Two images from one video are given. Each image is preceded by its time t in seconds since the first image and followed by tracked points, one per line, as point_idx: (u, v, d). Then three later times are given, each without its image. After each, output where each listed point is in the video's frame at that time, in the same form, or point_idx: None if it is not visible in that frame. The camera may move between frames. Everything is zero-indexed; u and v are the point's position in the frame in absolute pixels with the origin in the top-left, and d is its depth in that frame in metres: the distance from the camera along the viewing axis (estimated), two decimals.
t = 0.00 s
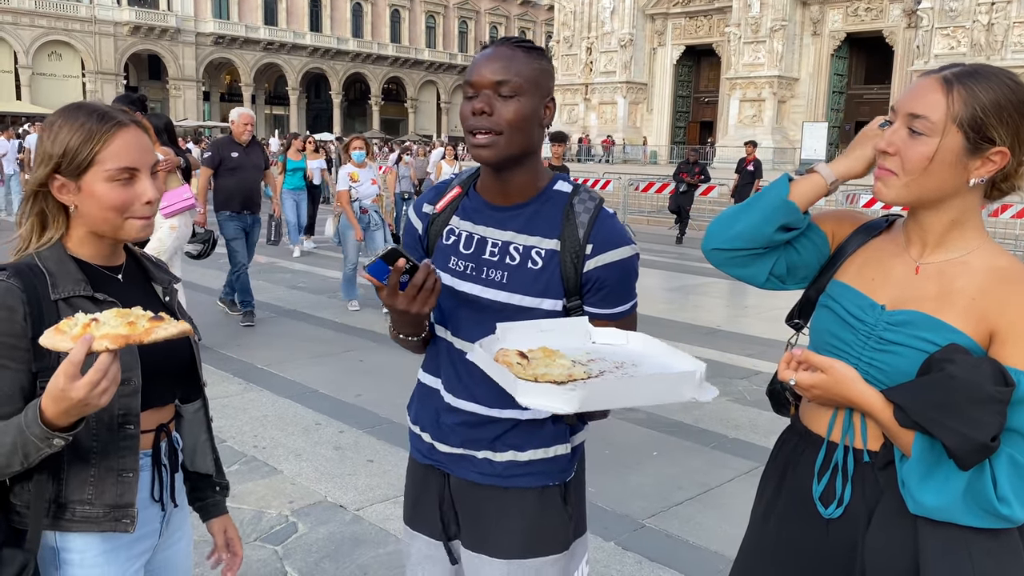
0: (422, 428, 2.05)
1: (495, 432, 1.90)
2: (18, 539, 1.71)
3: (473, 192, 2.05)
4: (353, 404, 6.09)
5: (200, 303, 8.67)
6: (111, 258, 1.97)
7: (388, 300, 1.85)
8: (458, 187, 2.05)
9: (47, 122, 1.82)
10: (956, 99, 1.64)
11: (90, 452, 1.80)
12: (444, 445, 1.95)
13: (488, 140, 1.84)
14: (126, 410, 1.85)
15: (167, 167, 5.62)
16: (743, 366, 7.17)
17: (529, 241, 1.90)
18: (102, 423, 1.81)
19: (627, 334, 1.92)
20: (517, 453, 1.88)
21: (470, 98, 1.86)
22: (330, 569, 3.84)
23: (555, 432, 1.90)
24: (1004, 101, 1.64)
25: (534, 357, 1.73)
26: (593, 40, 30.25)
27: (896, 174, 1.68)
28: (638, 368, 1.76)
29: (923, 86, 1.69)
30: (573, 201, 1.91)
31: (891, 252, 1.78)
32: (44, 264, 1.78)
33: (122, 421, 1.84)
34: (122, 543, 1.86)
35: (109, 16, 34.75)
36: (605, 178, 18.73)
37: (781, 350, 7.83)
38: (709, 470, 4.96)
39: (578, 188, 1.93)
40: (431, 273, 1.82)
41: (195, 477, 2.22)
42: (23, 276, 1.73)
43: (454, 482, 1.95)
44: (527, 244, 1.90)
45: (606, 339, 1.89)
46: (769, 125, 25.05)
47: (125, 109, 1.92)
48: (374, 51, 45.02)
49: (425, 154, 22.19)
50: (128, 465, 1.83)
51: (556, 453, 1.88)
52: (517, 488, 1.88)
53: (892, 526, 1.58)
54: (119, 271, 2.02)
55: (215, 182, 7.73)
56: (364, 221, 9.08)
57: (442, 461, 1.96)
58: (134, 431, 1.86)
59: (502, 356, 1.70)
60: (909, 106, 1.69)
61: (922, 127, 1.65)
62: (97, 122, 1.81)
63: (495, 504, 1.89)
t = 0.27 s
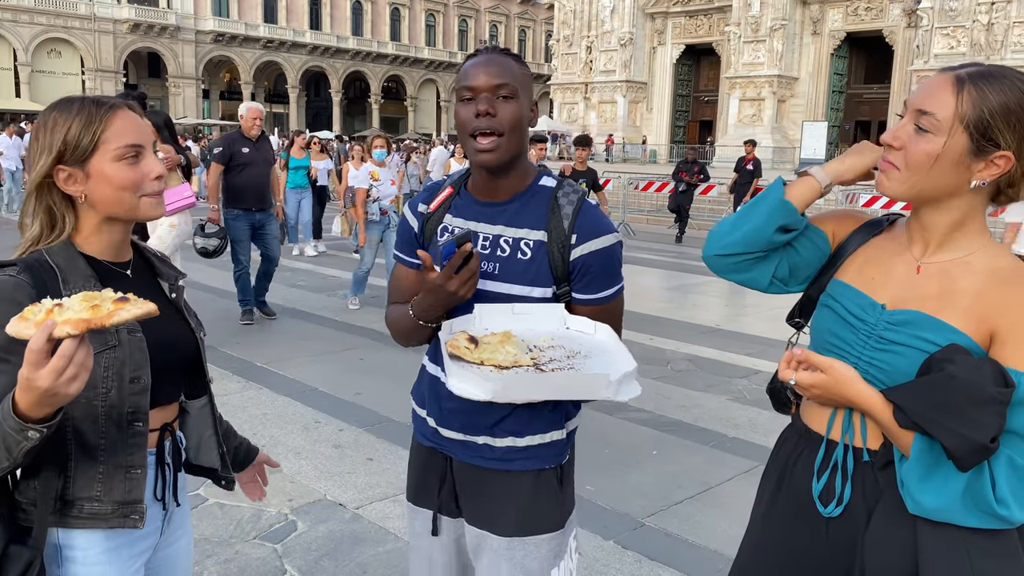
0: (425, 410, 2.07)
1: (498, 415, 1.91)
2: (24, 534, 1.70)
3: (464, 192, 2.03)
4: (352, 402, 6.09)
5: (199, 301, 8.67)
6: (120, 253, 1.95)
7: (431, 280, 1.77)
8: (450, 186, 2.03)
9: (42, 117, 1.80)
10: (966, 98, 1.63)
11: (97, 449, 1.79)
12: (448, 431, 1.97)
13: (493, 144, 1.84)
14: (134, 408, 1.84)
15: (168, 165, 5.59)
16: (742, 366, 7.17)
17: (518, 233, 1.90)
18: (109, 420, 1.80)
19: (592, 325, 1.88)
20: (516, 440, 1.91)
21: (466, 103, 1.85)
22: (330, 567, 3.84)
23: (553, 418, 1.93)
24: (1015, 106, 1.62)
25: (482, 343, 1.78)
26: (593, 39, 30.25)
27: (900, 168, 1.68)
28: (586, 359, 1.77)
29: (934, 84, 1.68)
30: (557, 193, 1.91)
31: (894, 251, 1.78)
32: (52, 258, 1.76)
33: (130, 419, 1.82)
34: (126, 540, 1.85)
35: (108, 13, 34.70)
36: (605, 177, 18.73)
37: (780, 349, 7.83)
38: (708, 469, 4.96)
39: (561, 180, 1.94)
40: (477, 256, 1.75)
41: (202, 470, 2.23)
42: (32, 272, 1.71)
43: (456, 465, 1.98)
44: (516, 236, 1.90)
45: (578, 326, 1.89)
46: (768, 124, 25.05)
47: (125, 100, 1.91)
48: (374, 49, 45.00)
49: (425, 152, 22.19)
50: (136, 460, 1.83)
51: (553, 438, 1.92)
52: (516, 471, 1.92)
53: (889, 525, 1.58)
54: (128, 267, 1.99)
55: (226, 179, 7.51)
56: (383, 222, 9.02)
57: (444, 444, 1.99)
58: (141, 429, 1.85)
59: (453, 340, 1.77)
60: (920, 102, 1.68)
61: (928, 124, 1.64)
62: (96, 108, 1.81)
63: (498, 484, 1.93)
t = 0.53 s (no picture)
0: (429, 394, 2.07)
1: (504, 396, 1.92)
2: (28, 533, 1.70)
3: (460, 188, 2.01)
4: (347, 400, 6.07)
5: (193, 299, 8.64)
6: (119, 251, 1.92)
7: (446, 261, 1.75)
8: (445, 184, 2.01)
9: (46, 111, 1.77)
10: (964, 98, 1.61)
11: (99, 445, 1.77)
12: (450, 413, 1.97)
13: (488, 142, 1.84)
14: (135, 404, 1.82)
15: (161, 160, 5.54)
16: (738, 364, 7.17)
17: (514, 222, 1.89)
18: (111, 415, 1.78)
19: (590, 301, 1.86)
20: (517, 419, 1.92)
21: (466, 103, 1.85)
22: (325, 566, 3.83)
23: (549, 399, 1.95)
24: (1014, 105, 1.60)
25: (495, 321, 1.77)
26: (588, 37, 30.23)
27: (897, 170, 1.67)
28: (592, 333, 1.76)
29: (932, 84, 1.66)
30: (548, 181, 1.91)
31: (895, 248, 1.76)
32: (51, 256, 1.73)
33: (131, 415, 1.81)
34: (128, 536, 1.83)
35: (101, 10, 34.55)
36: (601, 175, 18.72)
37: (776, 348, 7.84)
38: (704, 467, 4.96)
39: (550, 168, 1.94)
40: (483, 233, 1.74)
41: (207, 465, 2.21)
42: (32, 268, 1.68)
43: (459, 448, 1.98)
44: (512, 226, 1.89)
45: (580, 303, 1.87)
46: (763, 123, 25.07)
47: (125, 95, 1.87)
48: (369, 47, 44.94)
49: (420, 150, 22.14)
50: (137, 457, 1.81)
51: (552, 418, 1.94)
52: (518, 451, 1.93)
53: (888, 520, 1.58)
54: (126, 263, 1.96)
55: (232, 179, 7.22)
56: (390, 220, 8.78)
57: (447, 427, 1.99)
58: (142, 424, 1.83)
59: (468, 320, 1.76)
60: (917, 103, 1.66)
61: (925, 125, 1.63)
62: (101, 107, 1.78)
63: (502, 463, 1.94)
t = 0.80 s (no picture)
0: (427, 395, 2.06)
1: (505, 396, 1.92)
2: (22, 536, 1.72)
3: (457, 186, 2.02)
4: (338, 399, 6.05)
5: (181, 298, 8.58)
6: (113, 252, 1.93)
7: (443, 252, 1.74)
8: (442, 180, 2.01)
9: (49, 110, 1.79)
10: (952, 96, 1.61)
11: (97, 448, 1.79)
12: (451, 414, 1.96)
13: (490, 140, 1.85)
14: (133, 405, 1.84)
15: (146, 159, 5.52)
16: (728, 362, 7.19)
17: (511, 219, 1.90)
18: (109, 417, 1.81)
19: (592, 294, 1.91)
20: (517, 419, 1.92)
21: (466, 101, 1.86)
22: (317, 567, 3.81)
23: (547, 397, 1.95)
24: (1003, 105, 1.59)
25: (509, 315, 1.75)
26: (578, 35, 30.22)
27: (889, 169, 1.67)
28: (600, 323, 1.78)
29: (923, 83, 1.67)
30: (542, 176, 1.93)
31: (890, 251, 1.75)
32: (44, 258, 1.76)
33: (129, 416, 1.83)
34: (124, 539, 1.84)
35: (87, 6, 34.23)
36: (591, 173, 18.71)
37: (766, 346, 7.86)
38: (695, 466, 4.97)
39: (544, 165, 1.95)
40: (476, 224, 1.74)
41: (193, 472, 2.11)
42: (28, 270, 1.71)
43: (459, 448, 1.97)
44: (508, 222, 1.90)
45: (578, 296, 1.90)
46: (752, 121, 25.15)
47: (126, 99, 1.90)
48: (358, 44, 44.76)
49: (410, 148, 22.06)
50: (136, 459, 1.83)
51: (551, 417, 1.95)
52: (518, 451, 1.93)
53: (886, 522, 1.58)
54: (119, 264, 1.97)
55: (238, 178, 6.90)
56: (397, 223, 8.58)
57: (447, 427, 1.98)
58: (141, 425, 1.85)
59: (483, 314, 1.72)
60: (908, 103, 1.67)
61: (915, 123, 1.63)
62: (102, 111, 1.80)
63: (502, 464, 1.93)
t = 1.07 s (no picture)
0: (419, 403, 2.03)
1: (501, 403, 1.92)
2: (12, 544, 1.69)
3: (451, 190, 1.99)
4: (324, 400, 6.02)
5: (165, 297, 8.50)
6: (104, 256, 1.91)
7: (435, 259, 1.74)
8: (436, 183, 1.99)
9: (43, 110, 1.78)
10: (937, 100, 1.62)
11: (90, 455, 1.76)
12: (447, 422, 1.94)
13: (485, 146, 1.85)
14: (126, 411, 1.81)
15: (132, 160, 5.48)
16: (715, 361, 7.22)
17: (509, 225, 1.90)
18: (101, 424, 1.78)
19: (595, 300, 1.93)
20: (514, 426, 1.93)
21: (461, 105, 1.86)
22: (306, 569, 3.79)
23: (543, 405, 1.95)
24: (988, 107, 1.60)
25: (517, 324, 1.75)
26: (562, 35, 30.28)
27: (877, 173, 1.68)
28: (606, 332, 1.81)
29: (907, 88, 1.68)
30: (541, 182, 1.93)
31: (885, 255, 1.75)
32: (39, 262, 1.74)
33: (122, 422, 1.80)
34: (117, 546, 1.82)
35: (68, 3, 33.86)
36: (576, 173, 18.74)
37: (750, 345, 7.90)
38: (683, 465, 4.99)
39: (543, 170, 1.95)
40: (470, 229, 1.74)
41: (185, 477, 2.08)
42: (21, 273, 1.69)
43: (453, 457, 1.96)
44: (506, 227, 1.90)
45: (579, 304, 1.92)
46: (735, 121, 25.32)
47: (124, 102, 1.89)
48: (342, 42, 44.60)
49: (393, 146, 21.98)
50: (128, 466, 1.80)
51: (548, 424, 1.95)
52: (515, 459, 1.93)
53: (886, 527, 1.60)
54: (111, 268, 1.94)
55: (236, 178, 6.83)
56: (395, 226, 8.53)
57: (442, 436, 1.96)
58: (133, 432, 1.82)
59: (492, 323, 1.72)
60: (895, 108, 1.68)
61: (902, 128, 1.65)
62: (101, 115, 1.79)
63: (500, 472, 1.92)
